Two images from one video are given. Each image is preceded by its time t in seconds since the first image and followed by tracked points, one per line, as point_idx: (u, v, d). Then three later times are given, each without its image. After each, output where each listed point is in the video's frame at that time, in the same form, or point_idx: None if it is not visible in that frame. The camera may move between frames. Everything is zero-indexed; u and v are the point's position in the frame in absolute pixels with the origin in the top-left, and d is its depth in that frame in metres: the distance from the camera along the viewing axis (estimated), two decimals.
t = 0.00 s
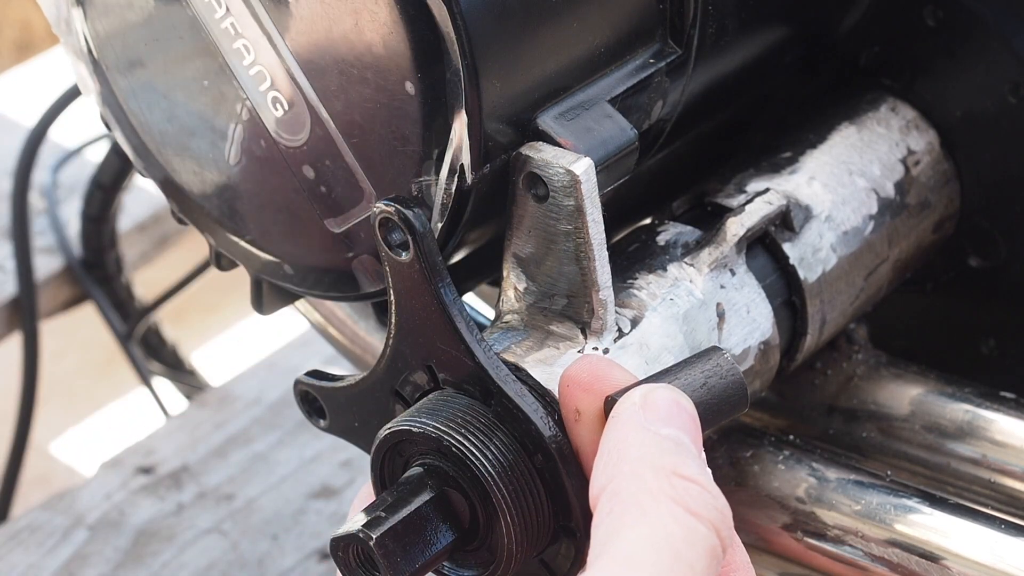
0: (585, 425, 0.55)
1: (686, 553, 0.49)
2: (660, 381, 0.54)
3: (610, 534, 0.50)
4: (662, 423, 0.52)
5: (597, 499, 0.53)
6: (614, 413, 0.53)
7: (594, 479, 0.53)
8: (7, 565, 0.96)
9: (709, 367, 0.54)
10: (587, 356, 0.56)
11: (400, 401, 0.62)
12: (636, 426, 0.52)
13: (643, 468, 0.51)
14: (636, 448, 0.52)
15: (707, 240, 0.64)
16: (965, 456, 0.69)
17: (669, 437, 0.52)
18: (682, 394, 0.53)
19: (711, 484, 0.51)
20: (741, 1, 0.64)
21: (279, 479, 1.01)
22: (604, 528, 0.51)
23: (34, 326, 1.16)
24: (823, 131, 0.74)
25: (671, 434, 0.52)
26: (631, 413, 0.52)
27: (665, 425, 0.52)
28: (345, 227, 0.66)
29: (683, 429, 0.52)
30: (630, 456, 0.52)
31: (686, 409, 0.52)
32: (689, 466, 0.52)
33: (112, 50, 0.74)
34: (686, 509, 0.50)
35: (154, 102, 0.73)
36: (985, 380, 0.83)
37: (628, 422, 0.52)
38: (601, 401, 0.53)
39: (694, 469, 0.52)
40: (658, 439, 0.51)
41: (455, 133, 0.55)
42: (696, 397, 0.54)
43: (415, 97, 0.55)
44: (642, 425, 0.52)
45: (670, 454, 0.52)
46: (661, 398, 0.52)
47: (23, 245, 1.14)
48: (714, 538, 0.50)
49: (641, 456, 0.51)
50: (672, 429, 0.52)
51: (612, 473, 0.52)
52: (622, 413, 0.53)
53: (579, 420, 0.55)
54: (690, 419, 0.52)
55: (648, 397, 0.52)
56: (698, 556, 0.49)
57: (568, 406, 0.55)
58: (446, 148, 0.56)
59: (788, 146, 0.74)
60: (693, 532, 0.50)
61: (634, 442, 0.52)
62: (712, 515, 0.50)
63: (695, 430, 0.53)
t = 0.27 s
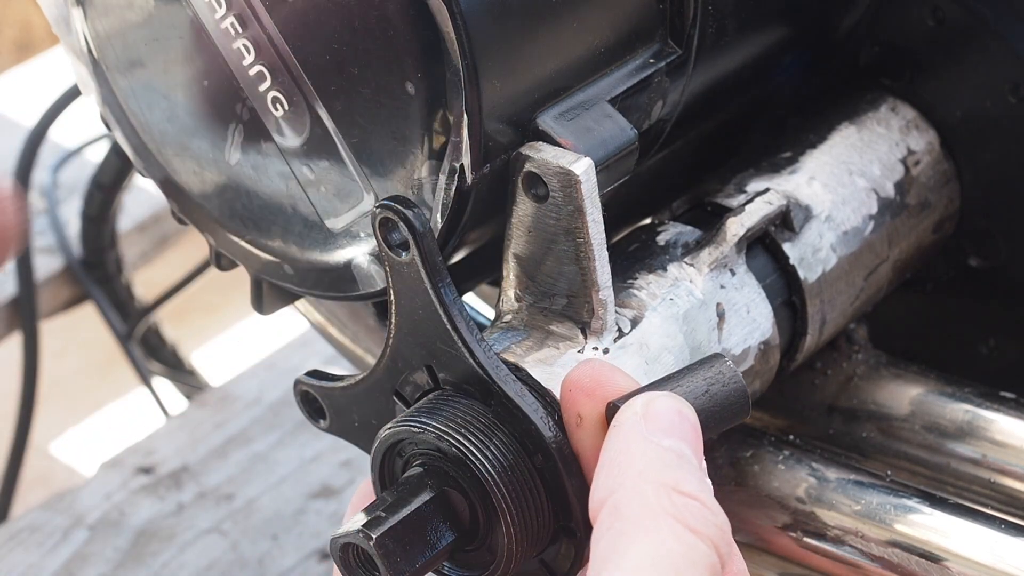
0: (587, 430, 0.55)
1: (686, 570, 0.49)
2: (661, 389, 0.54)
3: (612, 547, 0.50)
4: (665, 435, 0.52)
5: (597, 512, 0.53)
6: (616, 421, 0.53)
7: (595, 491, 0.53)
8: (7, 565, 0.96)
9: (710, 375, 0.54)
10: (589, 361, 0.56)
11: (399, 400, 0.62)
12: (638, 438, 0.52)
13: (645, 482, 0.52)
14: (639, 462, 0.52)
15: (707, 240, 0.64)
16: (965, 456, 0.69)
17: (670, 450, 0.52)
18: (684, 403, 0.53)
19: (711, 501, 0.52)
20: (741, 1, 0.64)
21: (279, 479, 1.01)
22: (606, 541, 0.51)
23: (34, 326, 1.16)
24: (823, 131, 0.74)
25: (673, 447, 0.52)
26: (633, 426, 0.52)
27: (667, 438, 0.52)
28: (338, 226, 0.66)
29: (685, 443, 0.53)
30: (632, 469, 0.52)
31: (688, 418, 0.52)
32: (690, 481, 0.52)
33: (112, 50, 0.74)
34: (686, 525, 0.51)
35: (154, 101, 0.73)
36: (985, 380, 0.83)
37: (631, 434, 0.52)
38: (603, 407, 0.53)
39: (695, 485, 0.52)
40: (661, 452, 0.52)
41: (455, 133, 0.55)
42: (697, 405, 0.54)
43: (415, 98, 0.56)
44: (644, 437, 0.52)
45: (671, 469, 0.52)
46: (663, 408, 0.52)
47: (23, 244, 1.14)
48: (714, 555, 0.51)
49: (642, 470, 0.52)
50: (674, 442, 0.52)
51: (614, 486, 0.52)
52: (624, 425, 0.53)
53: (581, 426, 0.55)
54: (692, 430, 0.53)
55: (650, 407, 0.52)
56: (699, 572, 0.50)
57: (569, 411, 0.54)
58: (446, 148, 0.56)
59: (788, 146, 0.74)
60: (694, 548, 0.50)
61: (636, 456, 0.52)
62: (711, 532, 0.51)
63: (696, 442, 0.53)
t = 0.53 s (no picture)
0: (583, 432, 0.54)
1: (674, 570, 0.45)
2: (658, 390, 0.54)
3: (597, 549, 0.47)
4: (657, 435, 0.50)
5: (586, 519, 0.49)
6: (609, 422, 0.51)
7: (583, 497, 0.50)
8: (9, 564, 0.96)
9: (705, 377, 0.54)
10: (586, 361, 0.56)
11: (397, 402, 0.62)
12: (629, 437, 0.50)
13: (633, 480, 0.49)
14: (626, 462, 0.49)
15: (707, 240, 0.64)
16: (965, 456, 0.69)
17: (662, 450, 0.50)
18: (678, 404, 0.52)
19: (702, 505, 0.48)
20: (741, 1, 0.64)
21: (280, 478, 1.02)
22: (592, 543, 0.47)
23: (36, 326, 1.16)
24: (823, 131, 0.74)
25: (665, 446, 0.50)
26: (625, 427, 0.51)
27: (659, 438, 0.50)
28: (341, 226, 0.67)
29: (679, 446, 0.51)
30: (622, 468, 0.49)
31: (682, 419, 0.51)
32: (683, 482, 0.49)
33: (113, 50, 0.74)
34: (673, 526, 0.46)
35: (154, 101, 0.73)
36: (985, 380, 0.83)
37: (623, 435, 0.51)
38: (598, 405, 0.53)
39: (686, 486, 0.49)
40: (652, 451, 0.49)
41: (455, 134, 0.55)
42: (694, 406, 0.54)
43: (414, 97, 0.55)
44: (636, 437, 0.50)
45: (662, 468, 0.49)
46: (656, 410, 0.51)
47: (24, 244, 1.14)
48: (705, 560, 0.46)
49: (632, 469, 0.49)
50: (665, 442, 0.50)
51: (602, 488, 0.49)
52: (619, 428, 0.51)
53: (577, 427, 0.54)
54: (686, 432, 0.51)
55: (642, 409, 0.51)
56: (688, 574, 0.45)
57: (567, 411, 0.54)
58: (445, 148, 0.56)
59: (788, 146, 0.74)
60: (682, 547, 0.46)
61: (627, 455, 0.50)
62: (701, 536, 0.47)
63: (689, 446, 0.51)
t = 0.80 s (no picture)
0: (582, 431, 0.54)
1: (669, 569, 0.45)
2: (656, 388, 0.54)
3: (594, 547, 0.46)
4: (654, 434, 0.50)
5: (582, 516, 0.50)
6: (605, 421, 0.51)
7: (579, 495, 0.50)
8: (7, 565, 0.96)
9: (703, 374, 0.54)
10: (585, 361, 0.56)
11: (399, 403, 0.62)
12: (626, 436, 0.50)
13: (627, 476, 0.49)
14: (622, 460, 0.49)
15: (706, 240, 0.64)
16: (964, 456, 0.69)
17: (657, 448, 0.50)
18: (675, 403, 0.52)
19: (697, 506, 0.48)
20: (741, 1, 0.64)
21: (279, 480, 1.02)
22: (588, 541, 0.47)
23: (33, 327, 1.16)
24: (823, 131, 0.74)
25: (661, 445, 0.50)
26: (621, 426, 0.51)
27: (655, 437, 0.50)
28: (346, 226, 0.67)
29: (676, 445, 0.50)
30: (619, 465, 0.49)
31: (678, 418, 0.51)
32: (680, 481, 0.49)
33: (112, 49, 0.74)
34: (671, 525, 0.46)
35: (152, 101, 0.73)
36: (985, 380, 0.83)
37: (618, 432, 0.51)
38: (596, 405, 0.52)
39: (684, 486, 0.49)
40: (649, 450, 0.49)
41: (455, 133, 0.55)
42: (692, 404, 0.53)
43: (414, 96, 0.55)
44: (632, 436, 0.50)
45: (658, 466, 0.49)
46: (652, 409, 0.51)
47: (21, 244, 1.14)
48: (700, 560, 0.46)
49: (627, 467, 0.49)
50: (662, 441, 0.50)
51: (598, 486, 0.49)
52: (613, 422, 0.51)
53: (575, 426, 0.54)
54: (682, 431, 0.51)
55: (639, 409, 0.51)
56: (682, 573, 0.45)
57: (565, 410, 0.54)
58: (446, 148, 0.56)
59: (788, 146, 0.74)
60: (677, 548, 0.46)
61: (623, 452, 0.50)
62: (697, 536, 0.47)
63: (686, 444, 0.51)
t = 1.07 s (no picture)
0: (581, 431, 0.54)
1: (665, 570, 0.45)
2: (655, 389, 0.54)
3: (592, 551, 0.46)
4: (653, 434, 0.50)
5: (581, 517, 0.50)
6: (604, 421, 0.51)
7: (578, 498, 0.50)
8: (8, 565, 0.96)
9: (702, 375, 0.54)
10: (584, 361, 0.56)
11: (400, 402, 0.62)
12: (624, 436, 0.50)
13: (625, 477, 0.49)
14: (620, 462, 0.49)
15: (706, 240, 0.64)
16: (964, 456, 0.69)
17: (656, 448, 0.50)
18: (674, 404, 0.52)
19: (695, 507, 0.48)
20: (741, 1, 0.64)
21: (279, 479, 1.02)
22: (587, 544, 0.47)
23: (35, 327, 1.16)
24: (823, 131, 0.74)
25: (660, 445, 0.50)
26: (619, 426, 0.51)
27: (653, 437, 0.50)
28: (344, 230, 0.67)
29: (675, 445, 0.50)
30: (617, 466, 0.49)
31: (677, 419, 0.51)
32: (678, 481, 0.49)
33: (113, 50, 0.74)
34: (669, 527, 0.46)
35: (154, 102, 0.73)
36: (985, 380, 0.83)
37: (617, 432, 0.50)
38: (594, 406, 0.52)
39: (682, 486, 0.49)
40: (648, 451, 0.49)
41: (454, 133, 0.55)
42: (691, 404, 0.53)
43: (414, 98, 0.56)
44: (631, 436, 0.50)
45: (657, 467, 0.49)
46: (650, 410, 0.51)
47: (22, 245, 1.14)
48: (698, 561, 0.46)
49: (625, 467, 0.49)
50: (661, 442, 0.50)
51: (596, 489, 0.49)
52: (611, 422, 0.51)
53: (575, 426, 0.54)
54: (681, 431, 0.51)
55: (637, 410, 0.51)
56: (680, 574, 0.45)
57: (564, 411, 0.54)
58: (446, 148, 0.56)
59: (788, 146, 0.74)
60: (675, 550, 0.46)
61: (621, 453, 0.50)
62: (696, 539, 0.47)
63: (685, 444, 0.51)
